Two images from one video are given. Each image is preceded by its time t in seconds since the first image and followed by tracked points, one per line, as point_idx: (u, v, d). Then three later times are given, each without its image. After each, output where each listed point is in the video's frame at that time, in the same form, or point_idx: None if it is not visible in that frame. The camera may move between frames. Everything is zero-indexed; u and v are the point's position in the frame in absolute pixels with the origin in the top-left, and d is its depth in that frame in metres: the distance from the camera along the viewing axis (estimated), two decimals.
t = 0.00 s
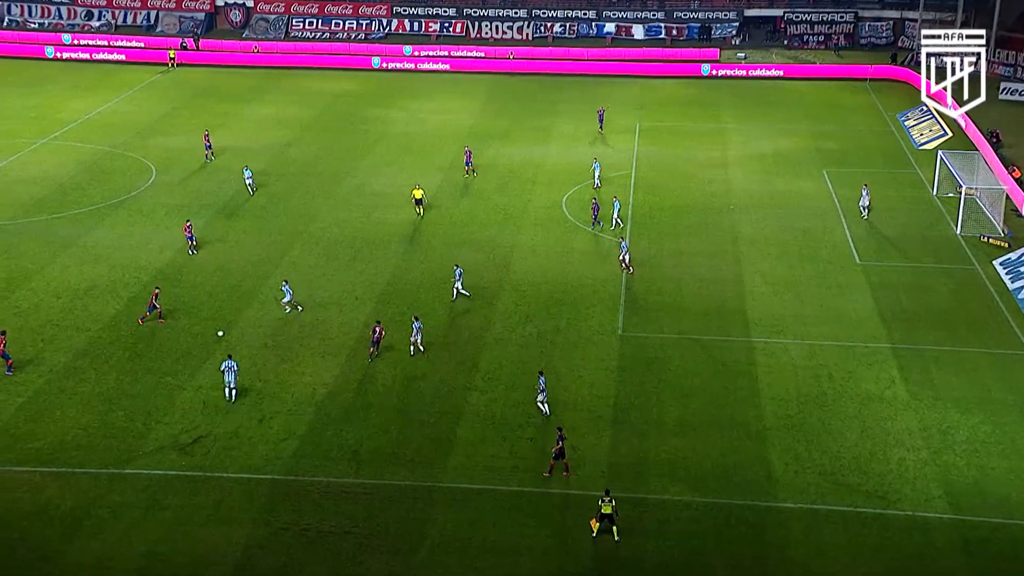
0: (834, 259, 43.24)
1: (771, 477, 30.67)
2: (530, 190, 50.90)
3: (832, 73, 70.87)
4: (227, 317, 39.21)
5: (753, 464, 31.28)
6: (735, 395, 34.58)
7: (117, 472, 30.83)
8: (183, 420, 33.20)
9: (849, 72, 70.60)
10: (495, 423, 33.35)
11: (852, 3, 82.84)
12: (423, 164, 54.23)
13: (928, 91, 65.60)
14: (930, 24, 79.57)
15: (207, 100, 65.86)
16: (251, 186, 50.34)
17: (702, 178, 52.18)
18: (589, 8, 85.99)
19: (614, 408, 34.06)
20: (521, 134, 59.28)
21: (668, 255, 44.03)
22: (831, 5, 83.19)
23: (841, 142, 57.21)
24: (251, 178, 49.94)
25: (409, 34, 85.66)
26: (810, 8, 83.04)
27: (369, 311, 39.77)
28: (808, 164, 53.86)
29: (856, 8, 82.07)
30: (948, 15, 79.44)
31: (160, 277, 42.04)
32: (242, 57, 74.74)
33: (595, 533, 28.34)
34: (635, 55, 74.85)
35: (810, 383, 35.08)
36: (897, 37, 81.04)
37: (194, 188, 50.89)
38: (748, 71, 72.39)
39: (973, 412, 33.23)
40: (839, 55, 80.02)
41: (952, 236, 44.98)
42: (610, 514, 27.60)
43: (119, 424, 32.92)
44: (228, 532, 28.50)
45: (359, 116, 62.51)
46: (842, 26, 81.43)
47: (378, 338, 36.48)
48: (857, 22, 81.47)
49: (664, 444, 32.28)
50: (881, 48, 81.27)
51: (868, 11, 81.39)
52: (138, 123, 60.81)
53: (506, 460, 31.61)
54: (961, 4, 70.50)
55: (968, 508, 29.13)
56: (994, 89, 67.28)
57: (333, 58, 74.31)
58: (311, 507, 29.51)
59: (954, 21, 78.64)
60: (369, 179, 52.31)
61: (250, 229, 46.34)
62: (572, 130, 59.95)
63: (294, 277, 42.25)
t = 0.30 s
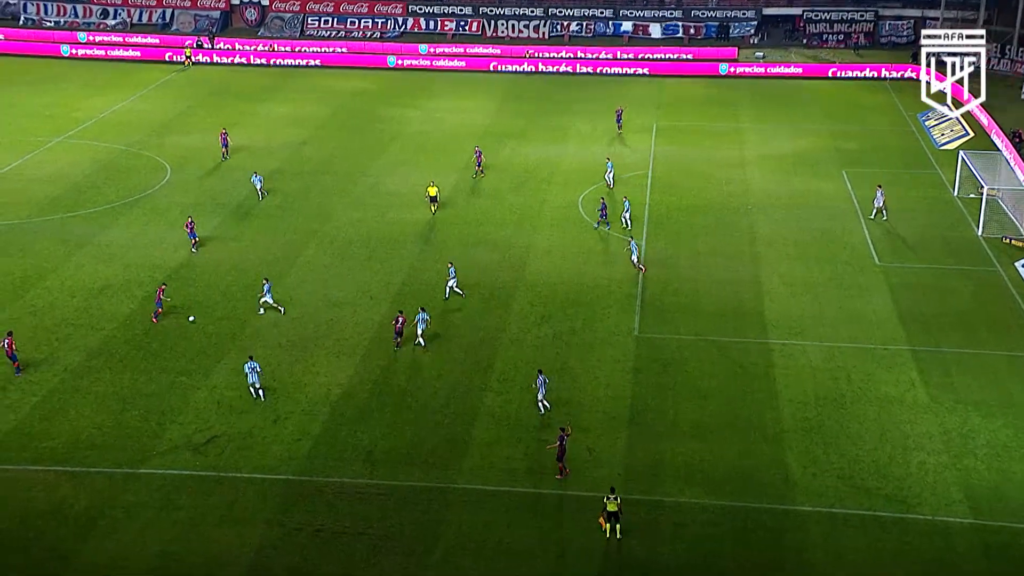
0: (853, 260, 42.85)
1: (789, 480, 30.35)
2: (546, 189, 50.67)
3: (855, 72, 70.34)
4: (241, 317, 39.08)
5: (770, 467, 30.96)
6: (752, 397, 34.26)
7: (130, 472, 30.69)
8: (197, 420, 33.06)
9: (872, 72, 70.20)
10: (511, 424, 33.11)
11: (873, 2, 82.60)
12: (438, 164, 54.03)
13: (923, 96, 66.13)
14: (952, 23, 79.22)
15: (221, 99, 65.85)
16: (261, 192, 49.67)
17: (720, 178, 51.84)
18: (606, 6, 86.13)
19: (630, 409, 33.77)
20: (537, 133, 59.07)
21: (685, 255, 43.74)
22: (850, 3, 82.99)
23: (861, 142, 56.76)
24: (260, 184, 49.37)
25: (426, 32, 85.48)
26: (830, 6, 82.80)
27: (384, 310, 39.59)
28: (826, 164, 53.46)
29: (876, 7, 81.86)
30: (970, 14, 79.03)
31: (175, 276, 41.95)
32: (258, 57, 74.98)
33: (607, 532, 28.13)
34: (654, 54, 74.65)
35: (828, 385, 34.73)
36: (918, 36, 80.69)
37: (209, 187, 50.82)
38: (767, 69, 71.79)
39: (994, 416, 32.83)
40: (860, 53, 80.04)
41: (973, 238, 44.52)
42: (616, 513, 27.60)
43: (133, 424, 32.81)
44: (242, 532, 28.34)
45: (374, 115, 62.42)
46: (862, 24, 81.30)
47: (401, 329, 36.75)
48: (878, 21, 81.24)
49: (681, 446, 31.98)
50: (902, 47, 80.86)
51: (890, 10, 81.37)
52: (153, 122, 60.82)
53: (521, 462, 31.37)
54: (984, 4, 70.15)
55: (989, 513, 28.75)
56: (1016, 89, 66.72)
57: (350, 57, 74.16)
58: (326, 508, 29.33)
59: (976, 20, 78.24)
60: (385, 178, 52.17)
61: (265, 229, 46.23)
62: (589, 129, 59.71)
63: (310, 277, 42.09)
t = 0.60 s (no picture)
0: (874, 262, 42.42)
1: (808, 484, 29.99)
2: (564, 189, 50.40)
3: (876, 69, 70.21)
4: (257, 316, 38.93)
5: (789, 470, 30.62)
6: (771, 400, 33.91)
7: (146, 472, 30.56)
8: (213, 420, 32.92)
9: (894, 70, 70.10)
10: (527, 425, 32.86)
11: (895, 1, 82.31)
12: (455, 163, 53.83)
13: (922, 96, 65.75)
14: (976, 22, 78.86)
15: (238, 97, 65.82)
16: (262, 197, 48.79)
17: (739, 179, 51.48)
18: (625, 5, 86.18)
19: (648, 411, 33.46)
20: (554, 132, 58.82)
21: (703, 256, 43.39)
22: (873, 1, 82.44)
23: (882, 142, 56.31)
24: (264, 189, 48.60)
25: (443, 30, 86.52)
26: (852, 4, 82.48)
27: (400, 311, 39.38)
28: (846, 164, 53.02)
29: (899, 5, 81.51)
30: (994, 13, 78.52)
31: (190, 275, 41.86)
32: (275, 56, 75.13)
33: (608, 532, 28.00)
34: (675, 53, 74.23)
35: (848, 388, 34.35)
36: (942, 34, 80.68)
37: (225, 186, 50.76)
38: (787, 68, 71.58)
39: (1018, 420, 32.36)
40: (882, 52, 79.50)
41: (997, 239, 44.01)
42: (624, 514, 27.43)
43: (148, 424, 32.68)
44: (257, 533, 28.18)
45: (391, 114, 62.30)
46: (885, 23, 80.75)
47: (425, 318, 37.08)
48: (901, 19, 80.72)
49: (698, 449, 31.66)
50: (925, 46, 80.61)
51: (913, 9, 80.95)
52: (169, 120, 60.84)
53: (538, 463, 31.11)
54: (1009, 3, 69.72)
55: (1012, 519, 28.31)
56: None
57: (368, 56, 74.12)
58: (341, 509, 29.14)
59: (1001, 20, 77.75)
60: (402, 177, 52.00)
61: (281, 228, 46.12)
62: (607, 129, 59.43)
63: (326, 277, 41.93)
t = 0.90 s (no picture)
0: (895, 264, 42.03)
1: (828, 488, 29.67)
2: (582, 189, 50.18)
3: (899, 69, 69.89)
4: (273, 316, 38.83)
5: (809, 473, 30.29)
6: (791, 402, 33.58)
7: (162, 471, 30.47)
8: (229, 420, 32.82)
9: (917, 70, 69.65)
10: (544, 427, 32.63)
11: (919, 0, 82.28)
12: (472, 163, 53.66)
13: (922, 96, 65.38)
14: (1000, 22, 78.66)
15: (255, 96, 65.85)
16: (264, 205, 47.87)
17: (758, 179, 51.17)
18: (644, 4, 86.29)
19: (666, 413, 33.18)
20: (572, 132, 58.61)
21: (723, 257, 43.09)
22: (896, 2, 82.29)
23: (904, 143, 55.89)
24: (265, 196, 47.60)
25: (461, 29, 87.11)
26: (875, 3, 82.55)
27: (416, 311, 39.21)
28: (867, 165, 52.61)
29: (923, 4, 81.38)
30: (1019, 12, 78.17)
31: (207, 274, 41.82)
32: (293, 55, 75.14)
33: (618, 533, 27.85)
34: (696, 53, 73.75)
35: (869, 391, 33.99)
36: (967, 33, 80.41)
37: (242, 185, 50.74)
38: (808, 68, 71.52)
39: None
40: (904, 51, 79.59)
41: (1020, 241, 43.53)
42: (631, 512, 27.25)
43: (165, 423, 32.59)
44: (273, 533, 28.05)
45: (408, 113, 62.20)
46: (908, 23, 80.38)
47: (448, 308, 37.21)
48: (924, 18, 80.53)
49: (717, 451, 31.36)
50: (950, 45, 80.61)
51: (936, 8, 80.51)
52: (186, 119, 60.91)
53: (555, 465, 30.87)
54: None
55: None
56: None
57: (385, 54, 74.37)
58: (357, 510, 28.97)
59: None
60: (419, 177, 51.86)
61: (298, 228, 46.04)
62: (625, 129, 59.20)
63: (343, 277, 41.81)
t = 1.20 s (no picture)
0: (921, 266, 41.63)
1: (852, 492, 29.31)
2: (603, 190, 49.93)
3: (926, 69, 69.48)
4: (293, 316, 38.74)
5: (832, 478, 29.95)
6: (814, 406, 33.23)
7: (181, 471, 30.39)
8: (248, 420, 32.72)
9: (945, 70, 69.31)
10: (565, 429, 32.39)
11: None
12: (493, 163, 53.49)
13: (922, 96, 65.05)
14: None
15: (275, 96, 65.90)
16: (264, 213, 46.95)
17: (782, 180, 50.84)
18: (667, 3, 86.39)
19: (687, 416, 32.88)
20: (594, 132, 58.40)
21: (745, 259, 42.75)
22: None
23: (930, 144, 55.43)
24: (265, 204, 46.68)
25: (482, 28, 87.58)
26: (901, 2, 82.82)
27: (437, 312, 39.04)
28: (892, 166, 52.18)
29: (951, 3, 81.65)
30: None
31: (227, 274, 41.78)
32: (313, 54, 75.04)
33: (624, 533, 27.82)
34: (719, 52, 73.43)
35: (893, 395, 33.61)
36: (996, 33, 80.18)
37: (262, 185, 50.71)
38: (833, 68, 71.16)
39: None
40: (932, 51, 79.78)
41: None
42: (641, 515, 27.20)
43: (184, 423, 32.52)
44: (292, 534, 27.91)
45: (429, 113, 62.09)
46: (936, 21, 81.48)
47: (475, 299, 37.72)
48: (951, 18, 81.17)
49: (739, 454, 31.05)
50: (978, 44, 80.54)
51: (964, 7, 80.83)
52: (207, 119, 60.97)
53: (575, 467, 30.61)
54: None
55: None
56: None
57: (407, 53, 74.36)
58: (376, 511, 28.81)
59: None
60: (440, 177, 51.72)
61: (318, 228, 45.97)
62: (647, 129, 58.97)
63: (364, 277, 41.69)
